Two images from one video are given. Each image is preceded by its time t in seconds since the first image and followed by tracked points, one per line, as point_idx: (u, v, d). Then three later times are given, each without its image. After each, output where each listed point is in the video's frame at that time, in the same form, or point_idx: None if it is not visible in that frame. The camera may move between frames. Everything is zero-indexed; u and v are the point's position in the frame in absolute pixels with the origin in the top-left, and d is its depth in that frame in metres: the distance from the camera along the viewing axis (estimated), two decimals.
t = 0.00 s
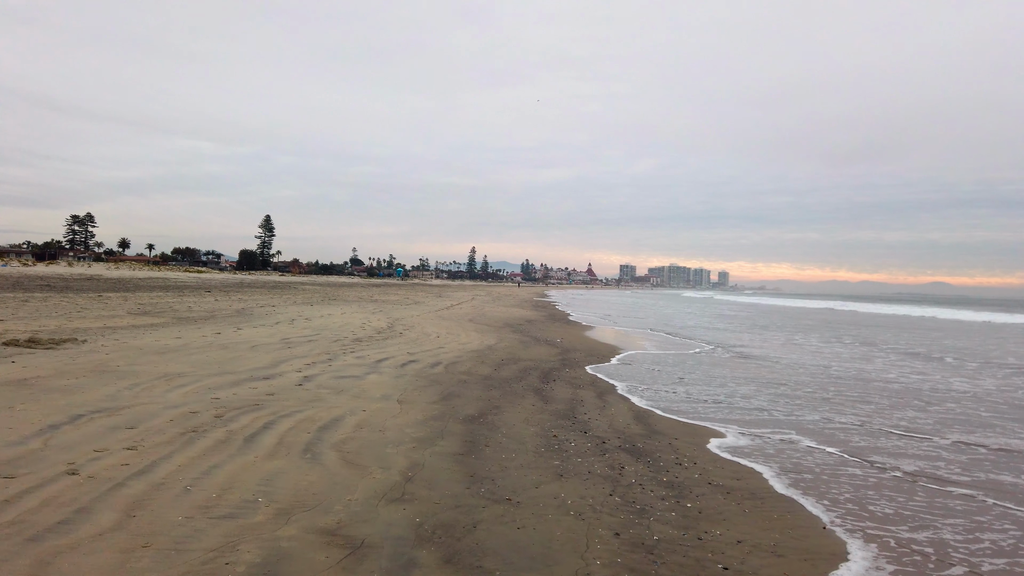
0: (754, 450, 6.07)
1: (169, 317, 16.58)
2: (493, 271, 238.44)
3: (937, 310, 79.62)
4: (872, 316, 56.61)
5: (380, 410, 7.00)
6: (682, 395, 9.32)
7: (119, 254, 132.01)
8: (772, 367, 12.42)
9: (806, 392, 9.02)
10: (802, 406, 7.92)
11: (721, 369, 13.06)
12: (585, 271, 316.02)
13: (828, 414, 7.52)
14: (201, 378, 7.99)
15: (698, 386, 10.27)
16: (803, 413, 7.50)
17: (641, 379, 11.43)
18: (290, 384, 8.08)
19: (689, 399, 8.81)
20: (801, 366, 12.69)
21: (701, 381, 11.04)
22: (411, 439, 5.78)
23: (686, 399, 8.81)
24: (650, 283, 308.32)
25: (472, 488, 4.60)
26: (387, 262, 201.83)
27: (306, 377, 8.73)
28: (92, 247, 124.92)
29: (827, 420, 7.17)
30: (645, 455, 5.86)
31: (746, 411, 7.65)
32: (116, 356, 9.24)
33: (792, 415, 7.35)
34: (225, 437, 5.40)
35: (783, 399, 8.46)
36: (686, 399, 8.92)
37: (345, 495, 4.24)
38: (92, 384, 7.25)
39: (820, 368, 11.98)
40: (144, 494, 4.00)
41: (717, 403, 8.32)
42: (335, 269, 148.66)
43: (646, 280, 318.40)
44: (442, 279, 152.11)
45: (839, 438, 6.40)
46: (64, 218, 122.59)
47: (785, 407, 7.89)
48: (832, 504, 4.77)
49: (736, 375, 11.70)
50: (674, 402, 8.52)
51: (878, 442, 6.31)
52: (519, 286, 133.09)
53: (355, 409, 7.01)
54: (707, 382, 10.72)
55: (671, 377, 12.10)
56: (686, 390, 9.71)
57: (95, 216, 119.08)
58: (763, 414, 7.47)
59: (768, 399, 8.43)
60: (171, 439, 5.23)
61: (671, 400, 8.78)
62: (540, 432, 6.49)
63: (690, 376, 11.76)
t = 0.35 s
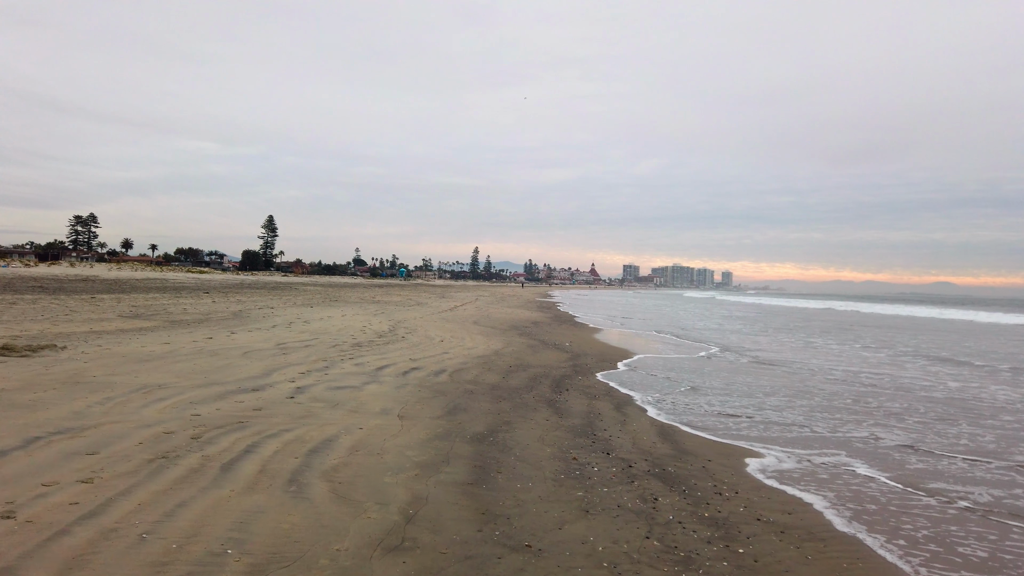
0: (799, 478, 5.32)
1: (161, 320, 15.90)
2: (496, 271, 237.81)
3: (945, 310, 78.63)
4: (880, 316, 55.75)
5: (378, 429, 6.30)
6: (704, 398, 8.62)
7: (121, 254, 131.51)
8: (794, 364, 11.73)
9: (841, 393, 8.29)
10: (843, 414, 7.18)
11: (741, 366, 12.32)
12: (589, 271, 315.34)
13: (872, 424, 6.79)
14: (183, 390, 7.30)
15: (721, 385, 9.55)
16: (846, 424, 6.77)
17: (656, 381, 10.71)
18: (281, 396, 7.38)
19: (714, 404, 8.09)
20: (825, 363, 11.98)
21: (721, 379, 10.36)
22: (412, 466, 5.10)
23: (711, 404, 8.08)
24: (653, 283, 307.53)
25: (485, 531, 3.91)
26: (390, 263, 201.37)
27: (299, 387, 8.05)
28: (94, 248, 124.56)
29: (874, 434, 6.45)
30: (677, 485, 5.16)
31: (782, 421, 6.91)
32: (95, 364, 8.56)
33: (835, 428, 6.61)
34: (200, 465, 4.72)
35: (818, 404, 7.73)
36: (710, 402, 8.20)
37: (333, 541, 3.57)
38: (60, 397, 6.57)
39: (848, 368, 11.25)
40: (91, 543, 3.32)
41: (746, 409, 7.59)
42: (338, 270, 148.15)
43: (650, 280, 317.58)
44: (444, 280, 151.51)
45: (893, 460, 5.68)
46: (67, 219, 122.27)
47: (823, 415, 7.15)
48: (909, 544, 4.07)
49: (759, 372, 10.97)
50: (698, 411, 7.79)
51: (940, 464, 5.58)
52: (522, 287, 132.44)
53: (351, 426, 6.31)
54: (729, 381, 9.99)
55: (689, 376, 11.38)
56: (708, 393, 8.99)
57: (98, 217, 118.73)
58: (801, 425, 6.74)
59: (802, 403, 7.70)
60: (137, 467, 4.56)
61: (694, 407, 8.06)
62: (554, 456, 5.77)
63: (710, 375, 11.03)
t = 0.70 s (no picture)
0: (863, 510, 4.60)
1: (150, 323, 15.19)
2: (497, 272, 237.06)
3: (953, 311, 77.86)
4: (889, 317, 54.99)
5: (373, 449, 5.62)
6: (731, 404, 7.91)
7: (121, 254, 130.88)
8: (818, 368, 11.07)
9: (882, 403, 7.59)
10: (890, 429, 6.48)
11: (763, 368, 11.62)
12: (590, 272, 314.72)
13: (926, 441, 6.09)
14: (160, 403, 6.62)
15: (747, 389, 8.84)
16: (897, 441, 6.06)
17: (674, 383, 10.00)
18: (267, 410, 6.70)
19: (743, 412, 7.37)
20: (852, 367, 11.27)
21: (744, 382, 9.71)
22: (411, 497, 4.42)
23: (740, 412, 7.36)
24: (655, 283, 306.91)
25: None
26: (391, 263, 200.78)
27: (289, 399, 7.37)
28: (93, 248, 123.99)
29: (931, 452, 5.75)
30: (719, 520, 4.45)
31: (825, 437, 6.21)
32: (67, 373, 7.87)
33: (887, 446, 5.90)
34: (164, 499, 4.05)
35: (860, 416, 7.02)
36: (739, 411, 7.48)
37: None
38: (20, 412, 5.90)
39: (878, 373, 10.55)
40: None
41: (781, 421, 6.88)
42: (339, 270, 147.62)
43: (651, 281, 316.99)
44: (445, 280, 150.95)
45: (964, 485, 4.98)
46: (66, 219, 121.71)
47: (869, 429, 6.45)
48: None
49: (784, 375, 10.27)
50: (727, 421, 7.07)
51: (1018, 491, 4.88)
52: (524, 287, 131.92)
53: (343, 445, 5.64)
54: (754, 384, 9.29)
55: (708, 377, 10.68)
56: (734, 398, 8.27)
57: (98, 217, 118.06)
58: (848, 443, 6.03)
59: (842, 416, 7.00)
60: (89, 502, 3.89)
61: (721, 415, 7.34)
62: (574, 483, 5.05)
63: (731, 377, 10.32)
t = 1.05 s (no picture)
0: (955, 551, 3.90)
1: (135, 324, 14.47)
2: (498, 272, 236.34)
3: (959, 311, 77.10)
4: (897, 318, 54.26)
5: (362, 471, 4.91)
6: (760, 414, 7.21)
7: (121, 254, 130.18)
8: (842, 370, 10.37)
9: (927, 412, 6.90)
10: (947, 444, 5.80)
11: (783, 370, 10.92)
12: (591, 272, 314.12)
13: (991, 458, 5.42)
14: (125, 416, 5.92)
15: (773, 395, 8.14)
16: (960, 460, 5.39)
17: (692, 388, 9.30)
18: (244, 424, 5.98)
19: (777, 425, 6.67)
20: (880, 369, 10.56)
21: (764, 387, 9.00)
22: (402, 535, 3.73)
23: (774, 424, 6.66)
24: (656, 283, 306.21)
25: None
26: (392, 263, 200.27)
27: (272, 410, 6.67)
28: (93, 249, 123.53)
29: (1004, 474, 5.07)
30: (778, 562, 3.76)
31: (879, 456, 5.52)
32: (29, 381, 7.16)
33: (952, 467, 5.22)
34: (103, 541, 3.36)
35: (908, 428, 6.33)
36: (771, 422, 6.78)
37: None
38: None
39: (909, 375, 9.85)
40: None
41: (822, 435, 6.18)
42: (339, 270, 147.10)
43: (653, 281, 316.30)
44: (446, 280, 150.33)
45: None
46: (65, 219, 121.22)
47: (924, 445, 5.77)
48: None
49: (808, 377, 9.56)
50: (762, 435, 6.36)
51: None
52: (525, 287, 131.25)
53: (327, 466, 4.95)
54: (780, 388, 8.58)
55: (726, 381, 9.98)
56: (762, 407, 7.57)
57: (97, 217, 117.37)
58: (908, 463, 5.34)
59: (888, 429, 6.31)
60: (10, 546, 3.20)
61: (753, 428, 6.64)
62: (597, 515, 4.34)
63: (751, 381, 9.63)
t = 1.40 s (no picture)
0: None
1: (113, 327, 13.72)
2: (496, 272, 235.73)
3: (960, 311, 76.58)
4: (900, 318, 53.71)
5: (338, 502, 4.21)
6: (790, 426, 6.55)
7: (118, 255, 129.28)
8: (864, 375, 9.70)
9: (973, 425, 6.25)
10: (1013, 465, 5.20)
11: (801, 375, 10.26)
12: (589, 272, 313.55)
13: None
14: (72, 434, 5.21)
15: (798, 404, 7.47)
16: None
17: (707, 395, 8.63)
18: (209, 443, 5.28)
19: (816, 440, 6.01)
20: (902, 373, 9.92)
21: (788, 394, 8.33)
22: None
23: (812, 440, 5.99)
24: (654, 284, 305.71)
25: None
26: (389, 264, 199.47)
27: (243, 425, 5.97)
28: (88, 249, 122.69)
29: None
30: None
31: (946, 481, 4.89)
32: None
33: None
34: None
35: (961, 446, 5.68)
36: (809, 438, 6.11)
37: None
38: None
39: (936, 380, 9.19)
40: None
41: (872, 454, 5.54)
42: (337, 270, 146.39)
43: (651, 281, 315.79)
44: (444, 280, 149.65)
45: None
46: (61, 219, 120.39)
47: (989, 466, 5.16)
48: None
49: (830, 383, 8.90)
50: (802, 454, 5.69)
51: None
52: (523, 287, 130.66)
53: (297, 496, 4.25)
54: (802, 397, 7.91)
55: (741, 385, 9.32)
56: (791, 419, 6.90)
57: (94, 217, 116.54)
58: (982, 490, 4.72)
59: (941, 446, 5.68)
60: None
61: (790, 445, 5.97)
62: (616, 558, 3.63)
63: (767, 386, 8.95)
